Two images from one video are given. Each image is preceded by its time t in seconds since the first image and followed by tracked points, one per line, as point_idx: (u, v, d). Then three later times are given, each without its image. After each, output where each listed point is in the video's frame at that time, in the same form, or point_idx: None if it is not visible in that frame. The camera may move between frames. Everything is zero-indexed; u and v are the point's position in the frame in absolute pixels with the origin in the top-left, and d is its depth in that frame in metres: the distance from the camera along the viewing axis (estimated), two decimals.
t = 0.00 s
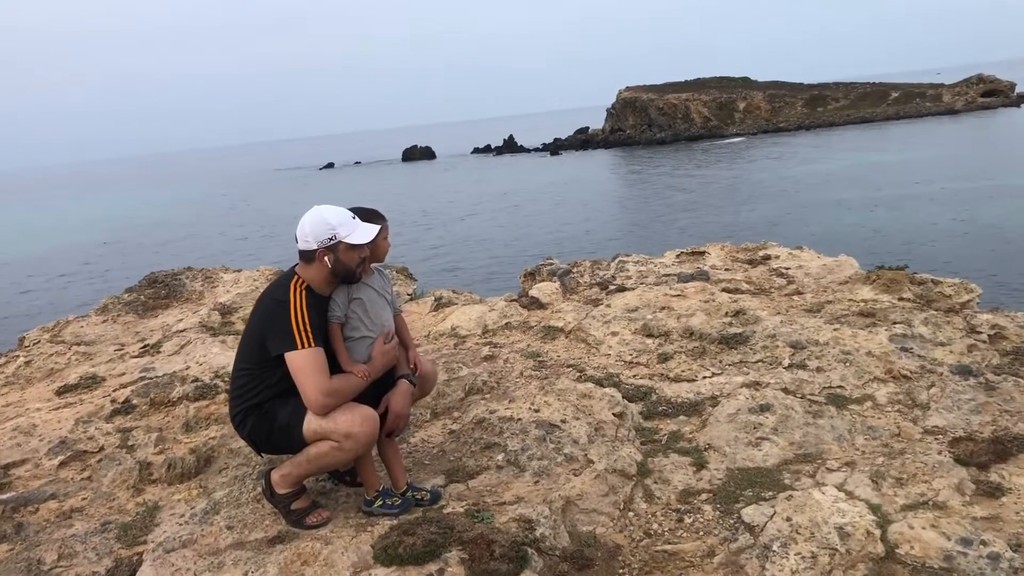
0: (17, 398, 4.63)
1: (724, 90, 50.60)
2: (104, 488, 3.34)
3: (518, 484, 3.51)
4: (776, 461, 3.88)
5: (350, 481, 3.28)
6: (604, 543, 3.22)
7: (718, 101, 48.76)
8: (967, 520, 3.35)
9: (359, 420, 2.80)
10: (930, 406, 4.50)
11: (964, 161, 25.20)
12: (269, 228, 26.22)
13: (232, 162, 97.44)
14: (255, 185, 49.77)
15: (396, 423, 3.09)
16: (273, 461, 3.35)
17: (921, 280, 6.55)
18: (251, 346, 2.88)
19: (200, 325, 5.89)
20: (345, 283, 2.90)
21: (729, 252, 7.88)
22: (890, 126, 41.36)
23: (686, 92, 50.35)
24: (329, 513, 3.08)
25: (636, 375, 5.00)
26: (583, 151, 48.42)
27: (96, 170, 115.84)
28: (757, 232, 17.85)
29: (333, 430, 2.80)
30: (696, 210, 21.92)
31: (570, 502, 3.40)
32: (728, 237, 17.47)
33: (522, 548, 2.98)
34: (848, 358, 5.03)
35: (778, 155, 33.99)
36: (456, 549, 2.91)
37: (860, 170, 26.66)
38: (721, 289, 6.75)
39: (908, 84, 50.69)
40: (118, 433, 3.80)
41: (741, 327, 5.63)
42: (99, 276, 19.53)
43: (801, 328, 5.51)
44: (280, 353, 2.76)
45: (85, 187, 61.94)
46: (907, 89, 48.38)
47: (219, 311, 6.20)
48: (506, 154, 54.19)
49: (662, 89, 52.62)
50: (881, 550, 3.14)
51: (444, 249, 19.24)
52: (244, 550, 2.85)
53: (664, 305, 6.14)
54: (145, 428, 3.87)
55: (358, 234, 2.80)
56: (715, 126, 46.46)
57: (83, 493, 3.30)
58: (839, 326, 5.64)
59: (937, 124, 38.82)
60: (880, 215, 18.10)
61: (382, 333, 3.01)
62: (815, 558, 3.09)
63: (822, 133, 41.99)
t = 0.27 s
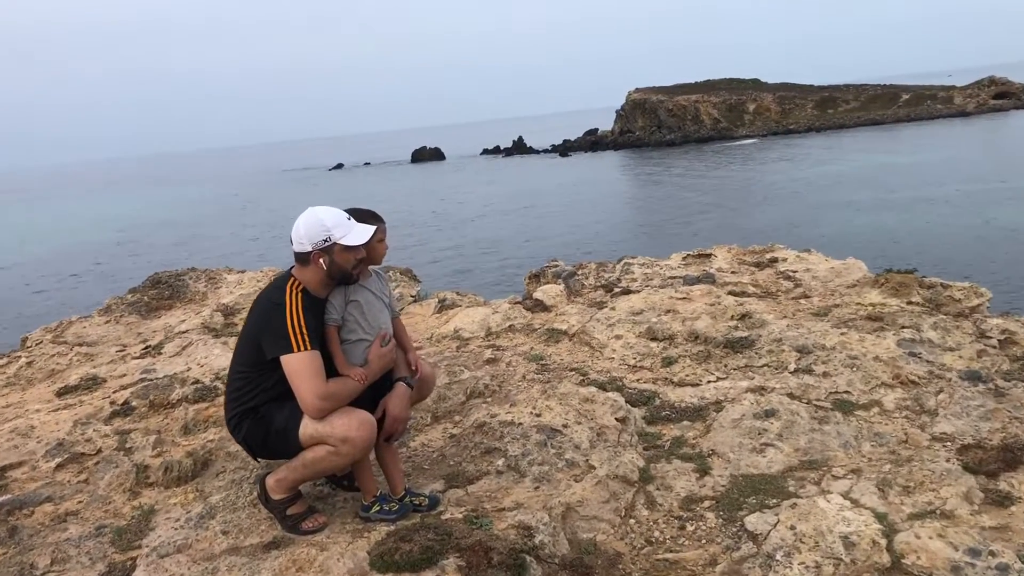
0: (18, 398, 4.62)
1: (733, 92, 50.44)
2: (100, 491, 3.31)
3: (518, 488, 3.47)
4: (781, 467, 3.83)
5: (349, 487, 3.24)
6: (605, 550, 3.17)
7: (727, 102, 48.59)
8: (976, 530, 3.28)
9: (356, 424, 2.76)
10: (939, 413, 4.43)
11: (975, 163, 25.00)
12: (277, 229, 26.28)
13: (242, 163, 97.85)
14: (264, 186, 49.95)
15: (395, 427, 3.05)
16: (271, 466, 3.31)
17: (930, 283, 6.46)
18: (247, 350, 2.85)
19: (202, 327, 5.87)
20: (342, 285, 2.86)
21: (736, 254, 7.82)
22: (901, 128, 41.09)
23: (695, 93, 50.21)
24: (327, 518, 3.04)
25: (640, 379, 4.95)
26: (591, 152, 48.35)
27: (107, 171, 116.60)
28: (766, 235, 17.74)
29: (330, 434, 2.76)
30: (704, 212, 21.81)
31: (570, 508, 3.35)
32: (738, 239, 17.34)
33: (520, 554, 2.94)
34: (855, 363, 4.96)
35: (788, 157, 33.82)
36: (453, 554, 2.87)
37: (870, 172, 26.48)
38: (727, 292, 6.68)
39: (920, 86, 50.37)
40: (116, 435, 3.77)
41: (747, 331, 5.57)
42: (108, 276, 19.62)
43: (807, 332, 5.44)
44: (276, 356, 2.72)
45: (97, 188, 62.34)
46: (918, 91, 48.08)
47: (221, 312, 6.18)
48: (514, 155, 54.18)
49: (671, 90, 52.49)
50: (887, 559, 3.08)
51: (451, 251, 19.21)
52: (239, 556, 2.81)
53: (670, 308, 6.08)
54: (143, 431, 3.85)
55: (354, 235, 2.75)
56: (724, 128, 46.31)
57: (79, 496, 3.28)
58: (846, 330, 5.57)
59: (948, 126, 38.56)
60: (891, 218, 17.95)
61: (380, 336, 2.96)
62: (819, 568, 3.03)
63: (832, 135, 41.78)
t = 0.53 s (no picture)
0: (20, 398, 4.63)
1: (751, 98, 50.15)
2: (94, 493, 3.29)
3: (516, 498, 3.42)
4: (787, 481, 3.75)
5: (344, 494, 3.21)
6: (602, 564, 3.11)
7: (746, 108, 48.29)
8: (985, 549, 3.19)
9: (347, 430, 2.72)
10: (950, 427, 4.33)
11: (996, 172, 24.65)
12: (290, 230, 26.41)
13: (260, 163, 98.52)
14: (280, 186, 50.27)
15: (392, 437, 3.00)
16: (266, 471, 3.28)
17: (944, 294, 6.34)
18: (241, 354, 2.82)
19: (207, 328, 5.86)
20: (336, 288, 2.82)
21: (747, 261, 7.72)
22: (922, 135, 40.68)
23: (713, 99, 49.96)
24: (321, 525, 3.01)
25: (646, 387, 4.88)
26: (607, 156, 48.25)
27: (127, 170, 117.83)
28: (781, 241, 17.56)
29: (321, 441, 2.72)
30: (720, 216, 21.64)
31: (568, 519, 3.29)
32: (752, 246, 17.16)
33: (514, 566, 2.89)
34: (864, 375, 4.86)
35: (806, 163, 33.56)
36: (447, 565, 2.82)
37: (888, 179, 26.22)
38: (737, 300, 6.60)
39: (941, 93, 49.86)
40: (114, 437, 3.76)
41: (755, 340, 5.48)
42: (124, 275, 19.81)
43: (817, 342, 5.35)
44: (268, 360, 2.69)
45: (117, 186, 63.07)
46: (940, 98, 47.56)
47: (226, 313, 6.17)
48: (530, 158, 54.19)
49: (689, 95, 52.28)
50: None
51: (463, 253, 19.21)
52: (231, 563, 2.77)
53: (677, 316, 6.00)
54: (141, 433, 3.84)
55: (347, 238, 2.71)
56: (742, 133, 46.04)
57: (73, 498, 3.26)
58: (857, 340, 5.48)
59: (969, 134, 38.07)
60: (907, 226, 17.74)
61: (375, 341, 2.92)
62: None
63: (851, 141, 41.41)
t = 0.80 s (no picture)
0: (23, 396, 4.67)
1: (774, 107, 49.80)
2: (86, 495, 3.29)
3: (509, 510, 3.38)
4: (788, 498, 3.67)
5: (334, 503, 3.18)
6: None
7: (769, 116, 48.01)
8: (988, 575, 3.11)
9: (335, 439, 2.69)
10: (959, 447, 4.23)
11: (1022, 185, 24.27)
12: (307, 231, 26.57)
13: (283, 165, 99.43)
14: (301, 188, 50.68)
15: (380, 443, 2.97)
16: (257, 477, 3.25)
17: (957, 309, 6.22)
18: (231, 358, 2.80)
19: (212, 329, 5.87)
20: (329, 294, 2.80)
21: (760, 271, 7.59)
22: (947, 146, 40.19)
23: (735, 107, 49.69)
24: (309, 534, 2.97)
25: (649, 399, 4.81)
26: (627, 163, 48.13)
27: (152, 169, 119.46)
28: (797, 252, 17.37)
29: (308, 448, 2.70)
30: (737, 225, 21.46)
31: (561, 533, 3.23)
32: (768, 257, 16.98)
33: None
34: (872, 392, 4.76)
35: (827, 173, 33.24)
36: None
37: (910, 190, 25.91)
38: (746, 311, 6.50)
39: (968, 105, 49.26)
40: (110, 438, 3.77)
41: (763, 352, 5.38)
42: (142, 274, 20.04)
43: (825, 356, 5.25)
44: (257, 366, 2.68)
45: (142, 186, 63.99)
46: (968, 109, 46.94)
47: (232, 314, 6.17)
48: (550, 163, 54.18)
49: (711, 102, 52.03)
50: None
51: (477, 257, 19.22)
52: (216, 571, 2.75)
53: (685, 326, 5.89)
54: (137, 434, 3.84)
55: (339, 243, 2.68)
56: (765, 142, 45.75)
57: (65, 500, 3.26)
58: (866, 354, 5.37)
59: (996, 146, 37.53)
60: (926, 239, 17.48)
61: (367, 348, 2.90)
62: None
63: (875, 152, 40.98)
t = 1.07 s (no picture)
0: (25, 394, 4.72)
1: (795, 117, 49.54)
2: (77, 495, 3.35)
3: (499, 520, 3.36)
4: (783, 515, 3.63)
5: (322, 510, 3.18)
6: None
7: (791, 126, 47.74)
8: None
9: (320, 446, 2.74)
10: (960, 467, 4.15)
11: None
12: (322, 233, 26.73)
13: (304, 167, 100.20)
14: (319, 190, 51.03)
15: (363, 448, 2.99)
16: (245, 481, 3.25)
17: (968, 325, 6.02)
18: (220, 363, 2.83)
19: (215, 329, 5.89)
20: (319, 298, 2.82)
21: (769, 282, 7.41)
22: (971, 160, 39.75)
23: (756, 116, 49.48)
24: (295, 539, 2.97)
25: (649, 411, 4.76)
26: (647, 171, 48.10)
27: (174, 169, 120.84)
28: (813, 263, 17.22)
29: (294, 455, 2.74)
30: (754, 235, 21.33)
31: (550, 545, 3.20)
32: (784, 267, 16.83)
33: None
34: (874, 408, 4.67)
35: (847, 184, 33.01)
36: None
37: (929, 203, 25.63)
38: (752, 322, 6.37)
39: (994, 119, 48.72)
40: (105, 438, 3.83)
41: (765, 364, 5.29)
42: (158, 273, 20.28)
43: (829, 370, 5.14)
44: (244, 370, 2.71)
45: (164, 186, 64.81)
46: (994, 122, 46.54)
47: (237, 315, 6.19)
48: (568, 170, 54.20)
49: (731, 111, 51.85)
50: None
51: (490, 263, 19.26)
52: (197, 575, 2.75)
53: (688, 337, 5.79)
54: (133, 435, 3.89)
55: (328, 248, 2.71)
56: (787, 151, 45.56)
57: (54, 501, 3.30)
58: (871, 370, 5.23)
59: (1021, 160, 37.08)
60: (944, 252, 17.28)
61: (354, 354, 2.92)
62: None
63: (897, 164, 40.65)
